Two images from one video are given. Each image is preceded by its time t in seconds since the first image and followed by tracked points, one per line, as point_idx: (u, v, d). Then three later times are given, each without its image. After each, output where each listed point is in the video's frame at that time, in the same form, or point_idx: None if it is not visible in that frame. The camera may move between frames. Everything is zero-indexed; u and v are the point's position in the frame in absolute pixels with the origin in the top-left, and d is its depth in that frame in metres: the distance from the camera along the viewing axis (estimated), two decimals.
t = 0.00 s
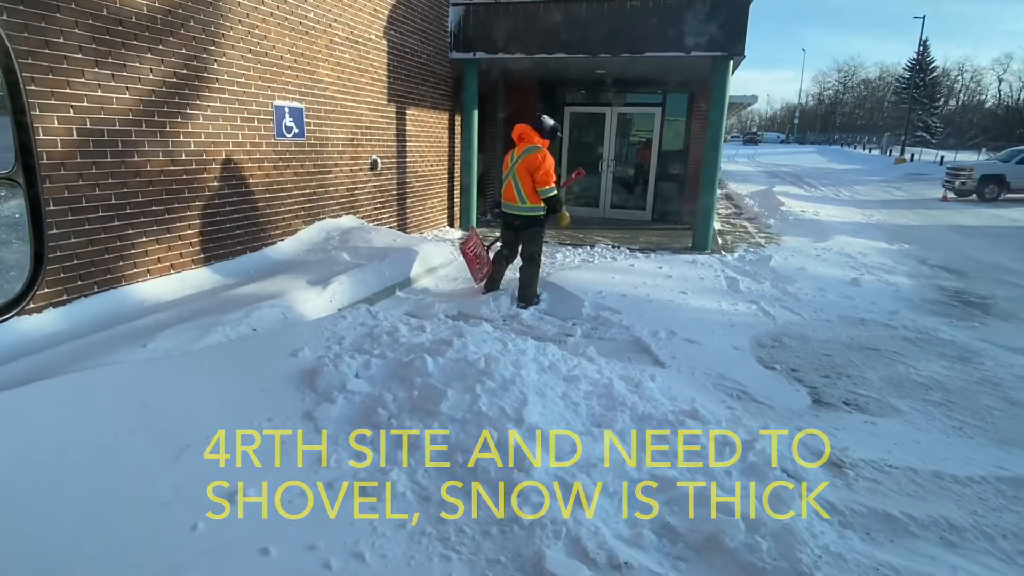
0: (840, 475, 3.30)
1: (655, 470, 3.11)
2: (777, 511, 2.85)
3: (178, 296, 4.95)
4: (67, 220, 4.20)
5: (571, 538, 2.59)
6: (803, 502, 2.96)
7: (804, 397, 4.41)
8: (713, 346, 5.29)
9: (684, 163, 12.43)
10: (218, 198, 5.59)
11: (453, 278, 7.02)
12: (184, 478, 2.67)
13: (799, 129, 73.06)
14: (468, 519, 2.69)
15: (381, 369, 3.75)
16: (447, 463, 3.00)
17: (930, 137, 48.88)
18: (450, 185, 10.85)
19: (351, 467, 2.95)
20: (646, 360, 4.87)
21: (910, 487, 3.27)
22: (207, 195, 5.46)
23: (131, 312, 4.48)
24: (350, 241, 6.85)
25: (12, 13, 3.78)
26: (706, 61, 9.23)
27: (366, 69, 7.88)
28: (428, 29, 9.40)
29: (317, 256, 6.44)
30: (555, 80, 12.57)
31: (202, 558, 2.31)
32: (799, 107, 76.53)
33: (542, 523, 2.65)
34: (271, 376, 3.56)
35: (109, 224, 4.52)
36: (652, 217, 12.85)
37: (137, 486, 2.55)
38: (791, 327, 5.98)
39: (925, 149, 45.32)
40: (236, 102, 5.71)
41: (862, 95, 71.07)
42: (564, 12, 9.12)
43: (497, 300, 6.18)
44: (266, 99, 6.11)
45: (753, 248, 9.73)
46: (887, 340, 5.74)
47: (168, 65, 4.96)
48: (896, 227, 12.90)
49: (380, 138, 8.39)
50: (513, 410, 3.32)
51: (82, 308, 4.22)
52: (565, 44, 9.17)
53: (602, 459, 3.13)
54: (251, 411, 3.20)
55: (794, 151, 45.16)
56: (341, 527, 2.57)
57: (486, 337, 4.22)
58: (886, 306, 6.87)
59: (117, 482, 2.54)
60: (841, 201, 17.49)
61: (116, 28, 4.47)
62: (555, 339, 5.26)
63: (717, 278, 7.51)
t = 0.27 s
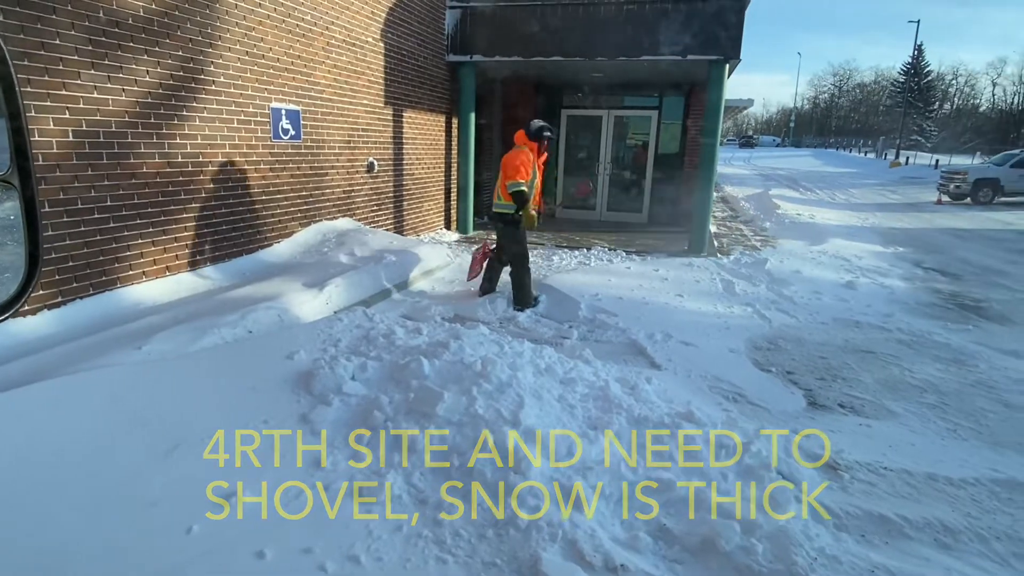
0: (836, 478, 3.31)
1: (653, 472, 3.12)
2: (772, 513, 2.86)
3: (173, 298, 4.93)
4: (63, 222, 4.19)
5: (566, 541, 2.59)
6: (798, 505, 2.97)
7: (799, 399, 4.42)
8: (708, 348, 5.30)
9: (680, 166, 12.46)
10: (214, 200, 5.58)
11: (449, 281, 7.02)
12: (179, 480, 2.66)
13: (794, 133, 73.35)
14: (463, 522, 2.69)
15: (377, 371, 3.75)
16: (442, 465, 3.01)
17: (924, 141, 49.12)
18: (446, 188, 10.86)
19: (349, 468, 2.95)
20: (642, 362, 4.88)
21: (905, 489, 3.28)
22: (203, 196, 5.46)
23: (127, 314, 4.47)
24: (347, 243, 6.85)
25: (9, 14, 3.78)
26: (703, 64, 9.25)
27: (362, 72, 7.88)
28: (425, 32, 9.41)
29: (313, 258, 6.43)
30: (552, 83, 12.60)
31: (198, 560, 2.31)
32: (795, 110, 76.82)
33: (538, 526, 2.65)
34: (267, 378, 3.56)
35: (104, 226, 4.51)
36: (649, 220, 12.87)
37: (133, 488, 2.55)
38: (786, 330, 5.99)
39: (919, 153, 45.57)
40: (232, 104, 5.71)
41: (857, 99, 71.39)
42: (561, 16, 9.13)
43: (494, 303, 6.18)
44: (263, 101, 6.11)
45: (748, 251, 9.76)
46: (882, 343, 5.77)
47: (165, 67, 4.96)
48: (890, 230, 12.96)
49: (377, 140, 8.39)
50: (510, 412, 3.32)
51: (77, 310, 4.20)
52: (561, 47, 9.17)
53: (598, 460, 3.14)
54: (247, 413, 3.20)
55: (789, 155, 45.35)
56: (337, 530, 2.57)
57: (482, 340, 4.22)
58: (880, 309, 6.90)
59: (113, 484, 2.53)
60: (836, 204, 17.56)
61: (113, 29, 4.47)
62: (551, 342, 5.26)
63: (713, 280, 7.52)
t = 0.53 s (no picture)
0: (835, 482, 3.31)
1: (653, 475, 3.12)
2: (772, 517, 2.86)
3: (172, 301, 4.93)
4: (62, 225, 4.18)
5: (566, 544, 2.59)
6: (798, 508, 2.97)
7: (799, 403, 4.42)
8: (708, 352, 5.31)
9: (679, 170, 12.49)
10: (213, 203, 5.59)
11: (448, 285, 7.02)
12: (178, 483, 2.66)
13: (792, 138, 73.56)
14: (462, 525, 2.69)
15: (376, 375, 3.74)
16: (441, 468, 3.00)
17: (922, 146, 49.27)
18: (445, 192, 10.87)
19: (348, 471, 2.95)
20: (641, 366, 4.88)
21: (904, 493, 3.28)
22: (202, 200, 5.46)
23: (126, 317, 4.46)
24: (346, 247, 6.85)
25: (9, 18, 3.78)
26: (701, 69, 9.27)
27: (362, 76, 7.89)
28: (425, 36, 9.44)
29: (313, 262, 6.44)
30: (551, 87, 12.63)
31: (196, 563, 2.30)
32: (793, 115, 77.04)
33: (537, 529, 2.64)
34: (267, 381, 3.56)
35: (103, 229, 4.51)
36: (647, 224, 12.89)
37: (131, 491, 2.54)
38: (786, 334, 6.00)
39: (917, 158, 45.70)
40: (232, 108, 5.72)
41: (855, 104, 71.62)
42: (560, 21, 9.16)
43: (493, 307, 6.18)
44: (263, 105, 6.12)
45: (747, 255, 9.77)
46: (881, 347, 5.77)
47: (165, 71, 4.96)
48: (889, 235, 12.98)
49: (376, 144, 8.40)
50: (510, 416, 3.32)
51: (76, 313, 4.20)
52: (560, 52, 9.20)
53: (598, 463, 3.14)
54: (246, 417, 3.20)
55: (787, 160, 45.45)
56: (336, 533, 2.57)
57: (481, 343, 4.22)
58: (879, 313, 6.91)
59: (112, 487, 2.53)
60: (835, 209, 17.60)
61: (113, 33, 4.48)
62: (550, 346, 5.26)
63: (712, 284, 7.53)
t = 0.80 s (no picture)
0: (836, 488, 3.30)
1: (653, 481, 3.11)
2: (773, 524, 2.86)
3: (173, 306, 4.93)
4: (64, 230, 4.19)
5: (567, 551, 2.58)
6: (799, 515, 2.96)
7: (800, 409, 4.41)
8: (709, 358, 5.30)
9: (679, 176, 12.51)
10: (215, 209, 5.60)
11: (449, 290, 7.01)
12: (178, 489, 2.65)
13: (792, 143, 73.70)
14: (463, 532, 2.69)
15: (377, 381, 3.74)
16: (442, 474, 3.00)
17: (922, 151, 49.36)
18: (446, 197, 10.89)
19: (349, 477, 2.95)
20: (642, 371, 4.88)
21: (906, 499, 3.27)
22: (203, 205, 5.46)
23: (127, 322, 4.46)
24: (347, 252, 6.86)
25: (13, 24, 3.80)
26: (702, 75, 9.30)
27: (363, 82, 7.92)
28: (426, 42, 9.47)
29: (314, 267, 6.44)
30: (551, 93, 12.66)
31: (196, 570, 2.29)
32: (793, 121, 77.20)
33: (538, 536, 2.64)
34: (268, 387, 3.56)
35: (105, 234, 4.51)
36: (648, 229, 12.91)
37: (131, 497, 2.53)
38: (786, 339, 6.00)
39: (917, 163, 45.76)
40: (235, 114, 5.74)
41: (854, 109, 71.77)
42: (561, 27, 9.19)
43: (494, 312, 6.18)
44: (265, 110, 6.14)
45: (748, 260, 9.78)
46: (882, 352, 5.77)
47: (167, 77, 4.98)
48: (890, 240, 12.99)
49: (377, 149, 8.42)
50: (511, 421, 3.32)
51: (77, 318, 4.20)
52: (561, 58, 9.24)
53: (598, 469, 3.14)
54: (247, 422, 3.20)
55: (788, 165, 45.48)
56: (335, 539, 2.56)
57: (482, 349, 4.22)
58: (880, 318, 6.90)
59: (112, 493, 2.52)
60: (835, 214, 17.62)
61: (116, 39, 4.50)
62: (551, 351, 5.26)
63: (713, 290, 7.53)
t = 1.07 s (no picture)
0: (840, 497, 3.29)
1: (657, 489, 3.10)
2: (777, 533, 2.84)
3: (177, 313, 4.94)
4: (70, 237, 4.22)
5: (571, 560, 2.57)
6: (804, 524, 2.95)
7: (804, 417, 4.40)
8: (712, 365, 5.29)
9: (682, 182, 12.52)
10: (219, 216, 5.62)
11: (452, 296, 7.02)
12: (181, 497, 2.65)
13: (794, 150, 73.77)
14: (466, 541, 2.68)
15: (380, 388, 3.74)
16: (445, 482, 3.00)
17: (924, 157, 49.36)
18: (449, 204, 10.91)
19: (352, 485, 2.95)
20: (645, 379, 4.87)
21: (910, 508, 3.26)
22: (207, 212, 5.48)
23: (131, 329, 4.47)
24: (350, 259, 6.87)
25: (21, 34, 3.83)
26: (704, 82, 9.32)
27: (367, 89, 7.96)
28: (429, 50, 9.52)
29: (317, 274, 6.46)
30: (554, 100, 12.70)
31: None
32: (795, 127, 77.29)
33: (542, 545, 2.63)
34: (272, 394, 3.56)
35: (110, 242, 4.53)
36: (650, 235, 12.91)
37: (134, 505, 2.53)
38: (789, 346, 5.99)
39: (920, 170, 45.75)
40: (238, 121, 5.77)
41: (856, 116, 71.85)
42: (563, 35, 9.23)
43: (496, 320, 6.19)
44: (268, 118, 6.17)
45: (751, 267, 9.77)
46: (885, 360, 5.76)
47: (172, 85, 5.02)
48: (892, 247, 12.97)
49: (381, 157, 8.45)
50: (515, 430, 3.32)
51: (82, 325, 4.22)
52: (563, 65, 9.27)
53: (601, 478, 3.13)
54: (251, 429, 3.20)
55: (789, 172, 45.52)
56: (338, 548, 2.55)
57: (485, 356, 4.22)
58: (884, 325, 6.89)
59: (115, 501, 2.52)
60: (838, 220, 17.61)
61: (122, 48, 4.53)
62: (554, 358, 5.26)
63: (716, 297, 7.52)
